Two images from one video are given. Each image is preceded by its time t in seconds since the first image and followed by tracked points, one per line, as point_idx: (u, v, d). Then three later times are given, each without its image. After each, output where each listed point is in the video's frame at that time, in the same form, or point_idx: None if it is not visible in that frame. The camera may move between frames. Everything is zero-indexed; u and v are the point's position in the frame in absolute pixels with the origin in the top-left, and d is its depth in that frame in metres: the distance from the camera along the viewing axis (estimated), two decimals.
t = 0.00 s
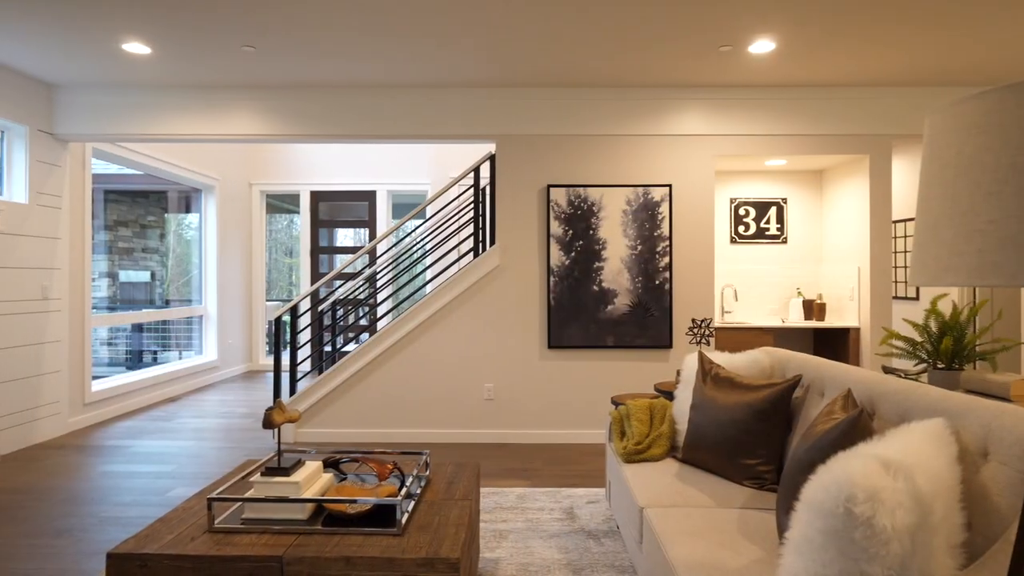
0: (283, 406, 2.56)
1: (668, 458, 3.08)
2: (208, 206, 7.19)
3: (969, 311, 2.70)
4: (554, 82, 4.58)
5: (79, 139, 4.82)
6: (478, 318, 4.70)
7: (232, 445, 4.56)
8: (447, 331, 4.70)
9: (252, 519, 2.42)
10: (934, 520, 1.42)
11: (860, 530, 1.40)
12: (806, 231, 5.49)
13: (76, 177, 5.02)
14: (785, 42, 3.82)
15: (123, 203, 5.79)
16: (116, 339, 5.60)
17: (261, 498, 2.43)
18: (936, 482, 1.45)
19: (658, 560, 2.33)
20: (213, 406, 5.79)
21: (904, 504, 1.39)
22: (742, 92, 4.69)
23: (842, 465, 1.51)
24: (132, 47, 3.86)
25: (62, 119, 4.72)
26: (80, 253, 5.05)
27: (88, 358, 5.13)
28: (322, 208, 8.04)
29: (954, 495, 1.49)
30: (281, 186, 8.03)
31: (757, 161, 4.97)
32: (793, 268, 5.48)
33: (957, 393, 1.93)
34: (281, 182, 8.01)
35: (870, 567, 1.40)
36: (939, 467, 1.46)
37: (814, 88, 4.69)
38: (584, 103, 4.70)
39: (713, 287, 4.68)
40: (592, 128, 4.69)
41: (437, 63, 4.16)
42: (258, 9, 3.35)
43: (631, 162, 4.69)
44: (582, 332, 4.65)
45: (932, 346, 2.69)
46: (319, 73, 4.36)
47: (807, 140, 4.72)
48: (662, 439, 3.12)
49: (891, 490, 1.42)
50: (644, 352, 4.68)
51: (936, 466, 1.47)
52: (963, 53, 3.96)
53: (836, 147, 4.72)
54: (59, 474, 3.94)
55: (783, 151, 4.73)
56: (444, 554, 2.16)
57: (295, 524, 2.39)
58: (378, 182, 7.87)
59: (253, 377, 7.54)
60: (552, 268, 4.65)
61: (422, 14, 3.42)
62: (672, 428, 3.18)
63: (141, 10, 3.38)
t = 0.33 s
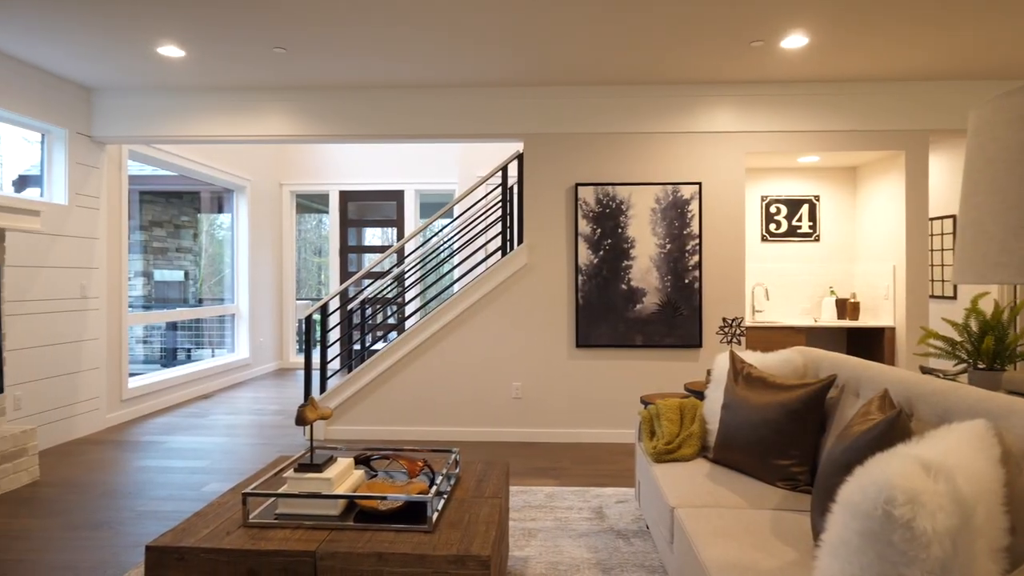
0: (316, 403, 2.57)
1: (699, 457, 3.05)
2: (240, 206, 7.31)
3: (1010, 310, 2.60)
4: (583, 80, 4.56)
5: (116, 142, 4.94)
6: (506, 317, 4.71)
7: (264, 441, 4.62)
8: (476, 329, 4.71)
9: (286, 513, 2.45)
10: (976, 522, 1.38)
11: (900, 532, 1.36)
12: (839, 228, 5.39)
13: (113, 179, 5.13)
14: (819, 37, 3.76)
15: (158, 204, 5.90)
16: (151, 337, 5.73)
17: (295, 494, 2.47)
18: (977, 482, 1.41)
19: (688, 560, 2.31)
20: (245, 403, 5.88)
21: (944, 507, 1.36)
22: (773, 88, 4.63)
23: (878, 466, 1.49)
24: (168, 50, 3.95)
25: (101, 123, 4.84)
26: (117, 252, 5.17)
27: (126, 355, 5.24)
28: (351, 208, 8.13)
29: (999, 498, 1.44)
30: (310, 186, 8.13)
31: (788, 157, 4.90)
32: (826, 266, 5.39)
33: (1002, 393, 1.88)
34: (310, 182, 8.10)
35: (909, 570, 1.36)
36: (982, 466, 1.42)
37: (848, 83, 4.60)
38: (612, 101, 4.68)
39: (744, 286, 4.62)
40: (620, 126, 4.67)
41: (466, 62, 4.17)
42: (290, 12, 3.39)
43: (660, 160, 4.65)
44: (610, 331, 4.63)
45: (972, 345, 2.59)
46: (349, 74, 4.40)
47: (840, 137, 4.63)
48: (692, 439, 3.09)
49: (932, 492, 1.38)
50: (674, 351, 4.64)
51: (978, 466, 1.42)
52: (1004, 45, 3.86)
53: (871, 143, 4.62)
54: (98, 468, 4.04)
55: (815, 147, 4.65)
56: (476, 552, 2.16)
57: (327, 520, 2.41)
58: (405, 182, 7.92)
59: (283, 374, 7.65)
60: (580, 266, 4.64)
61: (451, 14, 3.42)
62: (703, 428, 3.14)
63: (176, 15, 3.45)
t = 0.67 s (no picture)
0: (350, 401, 2.58)
1: (733, 459, 3.00)
2: (274, 206, 7.42)
3: None
4: (614, 78, 4.53)
5: (155, 145, 5.06)
6: (536, 316, 4.70)
7: (298, 438, 4.69)
8: (506, 328, 4.72)
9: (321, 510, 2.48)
10: None
11: (945, 537, 1.32)
12: (877, 226, 5.27)
13: (152, 181, 5.26)
14: (857, 30, 3.67)
15: (195, 205, 6.02)
16: (188, 335, 5.85)
17: (330, 491, 2.50)
18: None
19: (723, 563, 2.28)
20: (279, 400, 5.97)
21: (993, 512, 1.31)
22: (809, 84, 4.54)
23: (922, 469, 1.45)
24: (207, 54, 4.05)
25: (141, 126, 4.96)
26: (157, 253, 5.29)
27: (164, 353, 5.37)
28: (382, 208, 8.20)
29: None
30: (342, 187, 8.22)
31: (825, 154, 4.80)
32: (863, 264, 5.28)
33: None
34: (342, 183, 8.19)
35: None
36: None
37: (887, 77, 4.50)
38: (644, 99, 4.64)
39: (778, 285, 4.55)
40: (652, 124, 4.63)
41: (496, 62, 4.18)
42: (323, 14, 3.44)
43: (692, 158, 4.60)
44: (642, 331, 4.60)
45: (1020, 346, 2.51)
46: (382, 74, 4.44)
47: (878, 132, 4.53)
48: (726, 440, 3.05)
49: (979, 497, 1.34)
50: (706, 351, 4.58)
51: None
52: None
53: (911, 138, 4.51)
54: (138, 463, 4.14)
55: (852, 143, 4.56)
56: (509, 551, 2.16)
57: (361, 517, 2.43)
58: (436, 182, 7.97)
59: (316, 372, 7.75)
60: (611, 265, 4.61)
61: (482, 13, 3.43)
62: (737, 429, 3.10)
63: (214, 19, 3.51)
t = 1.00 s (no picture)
0: (385, 400, 2.60)
1: (771, 461, 2.95)
2: (308, 208, 7.54)
3: None
4: (647, 76, 4.49)
5: (194, 148, 5.18)
6: (568, 316, 4.69)
7: (333, 437, 4.75)
8: (538, 329, 4.71)
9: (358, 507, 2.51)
10: None
11: (998, 546, 1.27)
12: (919, 224, 5.13)
13: (192, 184, 5.38)
14: (899, 24, 3.58)
15: (232, 207, 6.14)
16: (226, 334, 5.97)
17: (366, 489, 2.52)
18: None
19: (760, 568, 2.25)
20: (314, 399, 6.06)
21: None
22: (848, 78, 4.44)
23: (971, 473, 1.41)
24: (245, 60, 4.14)
25: (181, 130, 5.09)
26: (196, 254, 5.41)
27: (204, 352, 5.48)
28: (414, 209, 8.27)
29: None
30: (375, 188, 8.30)
31: (864, 151, 4.70)
32: (904, 264, 5.14)
33: None
34: (375, 184, 8.28)
35: None
36: None
37: (930, 71, 4.38)
38: (677, 97, 4.59)
39: (816, 285, 4.46)
40: (686, 122, 4.58)
41: (528, 61, 4.18)
42: (357, 17, 3.47)
43: (727, 156, 4.54)
44: (675, 331, 4.55)
45: None
46: (415, 76, 4.47)
47: (920, 128, 4.41)
48: (763, 443, 3.00)
49: None
50: (741, 352, 4.52)
51: None
52: None
53: (956, 134, 4.38)
54: (179, 459, 4.24)
55: (894, 140, 4.44)
56: (544, 552, 2.15)
57: (398, 516, 2.45)
58: (467, 182, 8.01)
59: (349, 372, 7.85)
60: (644, 266, 4.58)
61: (514, 13, 3.43)
62: (775, 431, 3.04)
63: (251, 24, 3.58)
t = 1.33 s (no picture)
0: (422, 400, 2.62)
1: (811, 466, 2.89)
2: (344, 210, 7.65)
3: None
4: (683, 75, 4.45)
5: (235, 152, 5.30)
6: (602, 318, 4.67)
7: (368, 436, 4.80)
8: (572, 330, 4.70)
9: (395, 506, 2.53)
10: None
11: None
12: (965, 224, 4.98)
13: (233, 187, 5.51)
14: (944, 17, 3.48)
15: (270, 209, 6.26)
16: (264, 334, 6.08)
17: (403, 488, 2.55)
18: None
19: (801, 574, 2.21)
20: (350, 398, 6.14)
21: None
22: (890, 75, 4.34)
23: None
24: (284, 65, 4.22)
25: (222, 134, 5.21)
26: (236, 256, 5.53)
27: (243, 351, 5.60)
28: (448, 210, 8.33)
29: None
30: (409, 190, 8.38)
31: (907, 149, 4.58)
32: (950, 265, 5.00)
33: None
34: (409, 186, 8.35)
35: None
36: None
37: (978, 66, 4.25)
38: (714, 95, 4.54)
39: (857, 287, 4.36)
40: (722, 121, 4.52)
41: (563, 62, 4.18)
42: (393, 20, 3.51)
43: (765, 155, 4.47)
44: (711, 332, 4.50)
45: None
46: (450, 79, 4.51)
47: (968, 125, 4.28)
48: (803, 447, 2.94)
49: None
50: (779, 354, 4.44)
51: None
52: None
53: (1006, 131, 4.24)
54: (220, 456, 4.34)
55: (940, 137, 4.32)
56: (581, 553, 2.14)
57: (435, 515, 2.47)
58: (501, 183, 8.04)
59: (384, 372, 7.93)
60: (679, 267, 4.53)
61: (548, 13, 3.43)
62: (815, 435, 2.98)
63: (289, 29, 3.64)
